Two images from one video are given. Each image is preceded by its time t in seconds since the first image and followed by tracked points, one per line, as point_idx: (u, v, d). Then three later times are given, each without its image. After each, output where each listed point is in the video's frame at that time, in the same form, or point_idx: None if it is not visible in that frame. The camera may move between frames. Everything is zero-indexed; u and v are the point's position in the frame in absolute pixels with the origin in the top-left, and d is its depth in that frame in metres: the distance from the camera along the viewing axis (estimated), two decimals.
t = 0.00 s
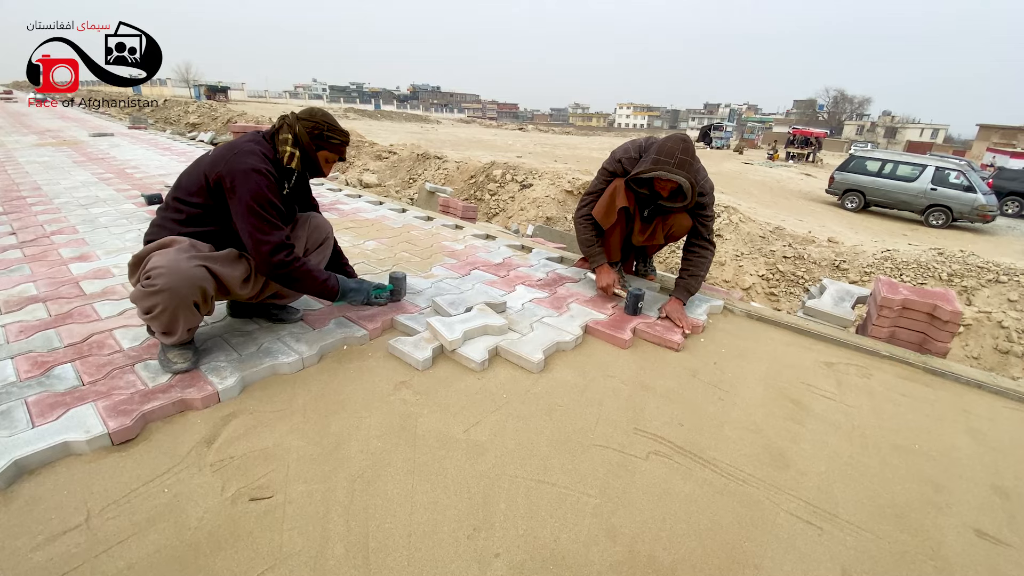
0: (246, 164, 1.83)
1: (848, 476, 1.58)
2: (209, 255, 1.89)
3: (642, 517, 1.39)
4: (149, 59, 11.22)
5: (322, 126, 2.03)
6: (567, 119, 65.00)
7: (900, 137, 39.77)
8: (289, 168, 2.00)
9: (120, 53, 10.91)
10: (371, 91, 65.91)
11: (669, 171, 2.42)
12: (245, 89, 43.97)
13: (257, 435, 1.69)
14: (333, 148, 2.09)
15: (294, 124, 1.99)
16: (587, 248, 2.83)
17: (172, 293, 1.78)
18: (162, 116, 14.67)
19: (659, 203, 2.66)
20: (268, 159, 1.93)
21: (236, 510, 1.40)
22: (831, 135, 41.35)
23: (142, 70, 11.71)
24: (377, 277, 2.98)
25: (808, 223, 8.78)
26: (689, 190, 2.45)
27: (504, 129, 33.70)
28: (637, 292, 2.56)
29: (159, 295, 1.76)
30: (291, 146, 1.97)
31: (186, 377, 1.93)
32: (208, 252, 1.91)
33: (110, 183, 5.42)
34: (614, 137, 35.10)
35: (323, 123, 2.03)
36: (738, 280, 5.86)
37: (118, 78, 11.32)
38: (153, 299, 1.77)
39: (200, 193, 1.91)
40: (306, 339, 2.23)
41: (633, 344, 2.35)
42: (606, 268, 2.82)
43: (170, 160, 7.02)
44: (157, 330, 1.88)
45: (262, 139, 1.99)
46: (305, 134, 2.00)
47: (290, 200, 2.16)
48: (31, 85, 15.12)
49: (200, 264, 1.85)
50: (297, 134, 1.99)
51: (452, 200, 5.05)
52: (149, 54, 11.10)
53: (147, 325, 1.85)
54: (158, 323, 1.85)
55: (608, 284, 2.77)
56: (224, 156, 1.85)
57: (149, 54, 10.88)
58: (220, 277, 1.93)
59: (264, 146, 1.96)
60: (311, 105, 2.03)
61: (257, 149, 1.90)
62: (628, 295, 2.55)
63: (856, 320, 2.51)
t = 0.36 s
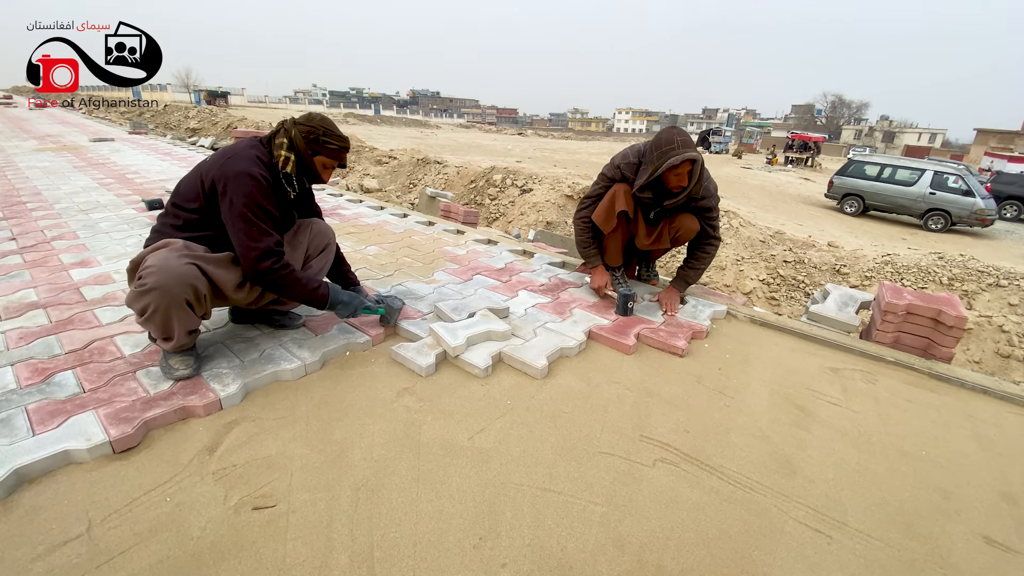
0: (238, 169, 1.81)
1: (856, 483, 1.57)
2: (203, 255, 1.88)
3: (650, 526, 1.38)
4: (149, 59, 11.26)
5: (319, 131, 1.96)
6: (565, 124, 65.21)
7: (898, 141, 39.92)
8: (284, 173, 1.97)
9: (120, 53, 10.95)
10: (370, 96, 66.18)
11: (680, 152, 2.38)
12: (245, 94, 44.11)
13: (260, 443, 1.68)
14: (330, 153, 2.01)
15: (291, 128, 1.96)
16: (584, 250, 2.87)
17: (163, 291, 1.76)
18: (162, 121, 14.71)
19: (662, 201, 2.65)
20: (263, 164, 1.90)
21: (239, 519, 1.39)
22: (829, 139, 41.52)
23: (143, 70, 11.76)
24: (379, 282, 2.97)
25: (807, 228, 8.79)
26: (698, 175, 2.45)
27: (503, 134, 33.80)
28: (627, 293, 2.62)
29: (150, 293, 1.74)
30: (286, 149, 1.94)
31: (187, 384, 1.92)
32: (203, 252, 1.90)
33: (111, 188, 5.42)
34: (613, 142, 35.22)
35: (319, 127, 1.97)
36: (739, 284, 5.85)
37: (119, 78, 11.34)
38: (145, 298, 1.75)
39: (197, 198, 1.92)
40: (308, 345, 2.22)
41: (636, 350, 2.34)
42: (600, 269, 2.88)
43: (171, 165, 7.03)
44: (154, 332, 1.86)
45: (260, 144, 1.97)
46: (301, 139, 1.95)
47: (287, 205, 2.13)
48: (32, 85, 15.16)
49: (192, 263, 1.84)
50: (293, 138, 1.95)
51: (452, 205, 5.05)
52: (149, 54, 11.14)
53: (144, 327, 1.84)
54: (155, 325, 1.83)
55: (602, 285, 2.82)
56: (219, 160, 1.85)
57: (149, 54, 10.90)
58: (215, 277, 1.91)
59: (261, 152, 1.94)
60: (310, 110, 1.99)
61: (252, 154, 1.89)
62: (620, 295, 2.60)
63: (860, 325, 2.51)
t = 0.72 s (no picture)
0: (213, 178, 1.80)
1: (858, 489, 1.56)
2: (178, 243, 1.84)
3: (650, 533, 1.36)
4: (149, 59, 11.31)
5: (295, 136, 1.88)
6: (564, 129, 65.46)
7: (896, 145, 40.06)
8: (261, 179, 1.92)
9: (120, 53, 11.00)
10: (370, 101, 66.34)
11: (686, 140, 2.34)
12: (246, 100, 44.23)
13: (257, 449, 1.66)
14: (308, 158, 1.92)
15: (269, 134, 1.90)
16: (589, 252, 2.83)
17: (134, 276, 1.71)
18: (162, 126, 14.73)
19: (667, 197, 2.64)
20: (240, 171, 1.87)
21: (235, 527, 1.37)
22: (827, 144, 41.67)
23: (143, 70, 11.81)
24: (378, 287, 2.96)
25: (806, 232, 8.80)
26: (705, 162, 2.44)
27: (502, 139, 33.90)
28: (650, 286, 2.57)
29: (123, 278, 1.70)
30: (261, 155, 1.91)
31: (184, 390, 1.90)
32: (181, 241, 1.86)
33: (110, 194, 5.41)
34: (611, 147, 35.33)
35: (297, 132, 1.89)
36: (739, 288, 5.84)
37: (119, 78, 11.38)
38: (119, 285, 1.72)
39: (179, 206, 1.91)
40: (306, 350, 2.21)
41: (636, 354, 2.33)
42: (611, 268, 2.81)
43: (170, 170, 7.03)
44: (137, 324, 1.81)
45: (241, 151, 1.95)
46: (276, 144, 1.88)
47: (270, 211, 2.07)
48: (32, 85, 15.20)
49: (167, 249, 1.80)
50: (271, 144, 1.89)
51: (452, 209, 5.05)
52: (149, 54, 11.19)
53: (127, 320, 1.79)
54: (136, 314, 1.78)
55: (617, 280, 2.74)
56: (199, 168, 1.85)
57: (149, 54, 10.96)
58: (191, 262, 1.85)
59: (241, 159, 1.91)
60: (291, 115, 1.92)
61: (231, 162, 1.87)
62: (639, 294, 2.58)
63: (860, 330, 2.50)
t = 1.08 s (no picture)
0: (184, 185, 1.78)
1: (859, 494, 1.53)
2: (146, 238, 1.83)
3: (648, 540, 1.34)
4: (149, 58, 11.36)
5: (271, 140, 1.84)
6: (564, 133, 65.65)
7: (896, 149, 40.10)
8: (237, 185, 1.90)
9: (120, 54, 11.04)
10: (370, 105, 66.64)
11: (694, 138, 2.34)
12: (247, 104, 44.37)
13: (250, 454, 1.64)
14: (287, 163, 1.89)
15: (246, 139, 1.87)
16: (588, 259, 2.82)
17: (97, 265, 1.69)
18: (163, 130, 14.77)
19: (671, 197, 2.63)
20: (214, 177, 1.85)
21: (227, 534, 1.35)
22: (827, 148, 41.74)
23: (143, 70, 11.86)
24: (375, 290, 2.95)
25: (806, 236, 8.79)
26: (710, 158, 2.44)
27: (502, 143, 33.96)
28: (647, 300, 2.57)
29: (87, 269, 1.69)
30: (237, 161, 1.88)
31: (178, 393, 1.88)
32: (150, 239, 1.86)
33: (109, 197, 5.41)
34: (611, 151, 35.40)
35: (272, 136, 1.85)
36: (739, 292, 5.81)
37: (119, 78, 11.42)
38: (85, 277, 1.71)
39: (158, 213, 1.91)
40: (301, 354, 2.19)
41: (635, 358, 2.31)
42: (607, 278, 2.83)
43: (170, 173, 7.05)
44: (114, 318, 1.80)
45: (218, 156, 1.93)
46: (253, 149, 1.86)
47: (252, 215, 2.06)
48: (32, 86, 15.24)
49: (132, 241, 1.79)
50: (247, 149, 1.86)
51: (451, 212, 5.04)
52: (149, 54, 11.23)
53: (103, 315, 1.78)
54: (109, 308, 1.77)
55: (610, 293, 2.75)
56: (174, 175, 1.84)
57: (149, 54, 10.99)
58: (157, 252, 1.84)
59: (218, 165, 1.89)
60: (269, 119, 1.88)
61: (205, 168, 1.85)
62: (639, 304, 2.54)
63: (861, 333, 2.48)
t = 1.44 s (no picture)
0: (188, 185, 1.77)
1: (863, 497, 1.52)
2: (146, 240, 1.83)
3: (651, 542, 1.33)
4: (149, 59, 11.42)
5: (277, 144, 1.84)
6: (566, 135, 65.72)
7: (898, 151, 40.03)
8: (240, 188, 1.89)
9: (120, 54, 11.10)
10: (373, 108, 66.82)
11: (699, 138, 2.32)
12: (250, 108, 44.59)
13: (249, 455, 1.63)
14: (292, 165, 1.89)
15: (251, 140, 1.86)
16: (588, 258, 2.82)
17: (96, 270, 1.69)
18: (166, 133, 14.84)
19: (675, 198, 2.62)
20: (220, 178, 1.84)
21: (225, 535, 1.34)
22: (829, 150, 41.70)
23: (143, 70, 11.93)
24: (376, 291, 2.95)
25: (809, 238, 8.76)
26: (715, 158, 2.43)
27: (504, 145, 34.07)
28: (643, 298, 2.61)
29: (86, 274, 1.69)
30: (242, 163, 1.87)
31: (178, 394, 1.88)
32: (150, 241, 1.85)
33: (112, 199, 5.42)
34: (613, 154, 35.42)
35: (277, 139, 1.85)
36: (741, 294, 5.79)
37: (119, 78, 11.47)
38: (84, 282, 1.71)
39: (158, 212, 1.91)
40: (301, 355, 2.18)
41: (636, 359, 2.30)
42: (606, 277, 2.85)
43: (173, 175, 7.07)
44: (113, 322, 1.80)
45: (223, 156, 1.92)
46: (258, 152, 1.85)
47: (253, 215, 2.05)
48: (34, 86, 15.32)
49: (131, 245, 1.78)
50: (252, 151, 1.86)
51: (453, 214, 5.04)
52: (149, 54, 11.29)
53: (102, 318, 1.78)
54: (108, 312, 1.77)
55: (607, 293, 2.80)
56: (178, 175, 1.83)
57: (149, 54, 11.10)
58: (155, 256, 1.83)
59: (221, 165, 1.88)
60: (275, 121, 1.88)
61: (209, 168, 1.84)
62: (634, 301, 2.59)
63: (865, 335, 2.46)
